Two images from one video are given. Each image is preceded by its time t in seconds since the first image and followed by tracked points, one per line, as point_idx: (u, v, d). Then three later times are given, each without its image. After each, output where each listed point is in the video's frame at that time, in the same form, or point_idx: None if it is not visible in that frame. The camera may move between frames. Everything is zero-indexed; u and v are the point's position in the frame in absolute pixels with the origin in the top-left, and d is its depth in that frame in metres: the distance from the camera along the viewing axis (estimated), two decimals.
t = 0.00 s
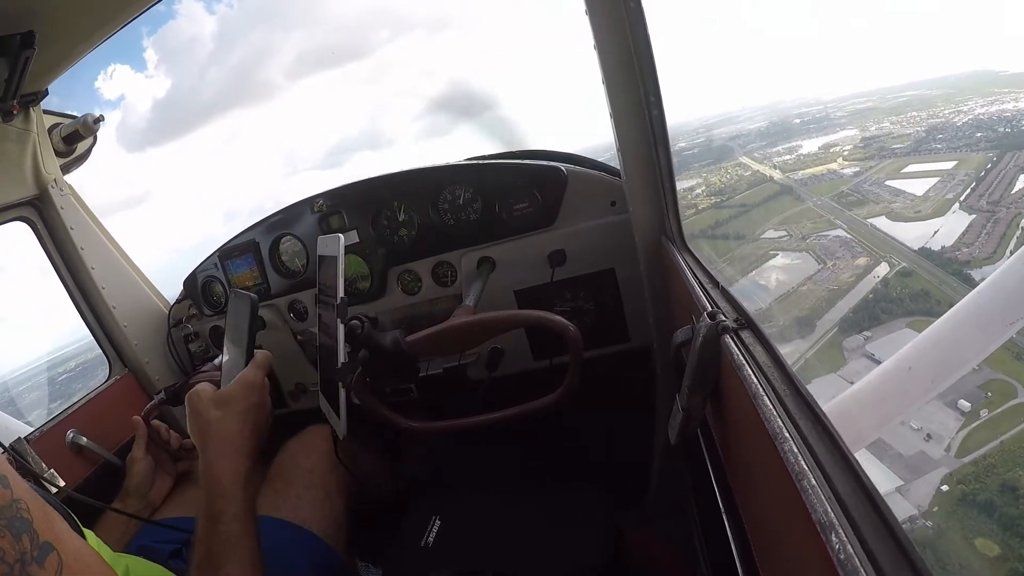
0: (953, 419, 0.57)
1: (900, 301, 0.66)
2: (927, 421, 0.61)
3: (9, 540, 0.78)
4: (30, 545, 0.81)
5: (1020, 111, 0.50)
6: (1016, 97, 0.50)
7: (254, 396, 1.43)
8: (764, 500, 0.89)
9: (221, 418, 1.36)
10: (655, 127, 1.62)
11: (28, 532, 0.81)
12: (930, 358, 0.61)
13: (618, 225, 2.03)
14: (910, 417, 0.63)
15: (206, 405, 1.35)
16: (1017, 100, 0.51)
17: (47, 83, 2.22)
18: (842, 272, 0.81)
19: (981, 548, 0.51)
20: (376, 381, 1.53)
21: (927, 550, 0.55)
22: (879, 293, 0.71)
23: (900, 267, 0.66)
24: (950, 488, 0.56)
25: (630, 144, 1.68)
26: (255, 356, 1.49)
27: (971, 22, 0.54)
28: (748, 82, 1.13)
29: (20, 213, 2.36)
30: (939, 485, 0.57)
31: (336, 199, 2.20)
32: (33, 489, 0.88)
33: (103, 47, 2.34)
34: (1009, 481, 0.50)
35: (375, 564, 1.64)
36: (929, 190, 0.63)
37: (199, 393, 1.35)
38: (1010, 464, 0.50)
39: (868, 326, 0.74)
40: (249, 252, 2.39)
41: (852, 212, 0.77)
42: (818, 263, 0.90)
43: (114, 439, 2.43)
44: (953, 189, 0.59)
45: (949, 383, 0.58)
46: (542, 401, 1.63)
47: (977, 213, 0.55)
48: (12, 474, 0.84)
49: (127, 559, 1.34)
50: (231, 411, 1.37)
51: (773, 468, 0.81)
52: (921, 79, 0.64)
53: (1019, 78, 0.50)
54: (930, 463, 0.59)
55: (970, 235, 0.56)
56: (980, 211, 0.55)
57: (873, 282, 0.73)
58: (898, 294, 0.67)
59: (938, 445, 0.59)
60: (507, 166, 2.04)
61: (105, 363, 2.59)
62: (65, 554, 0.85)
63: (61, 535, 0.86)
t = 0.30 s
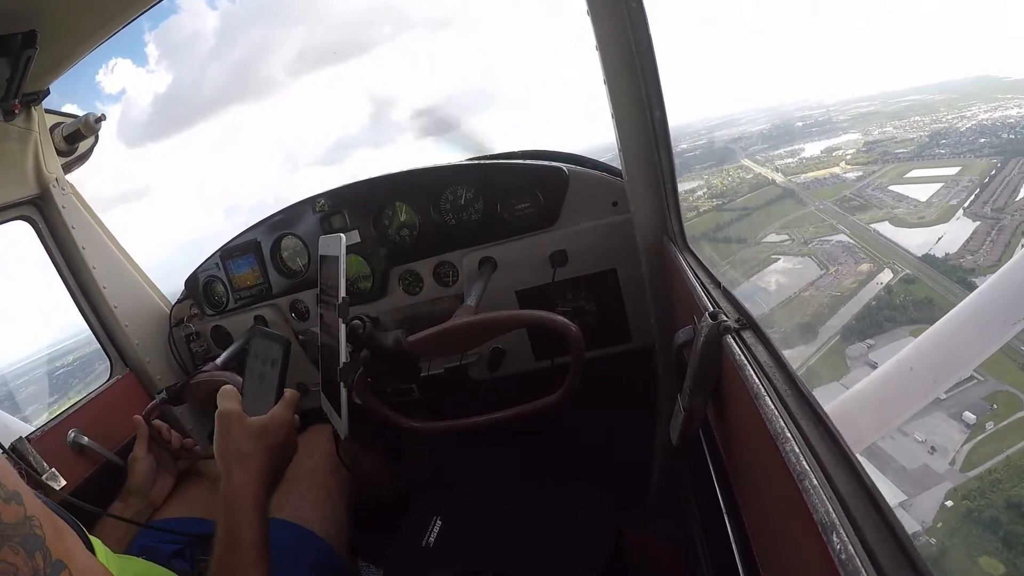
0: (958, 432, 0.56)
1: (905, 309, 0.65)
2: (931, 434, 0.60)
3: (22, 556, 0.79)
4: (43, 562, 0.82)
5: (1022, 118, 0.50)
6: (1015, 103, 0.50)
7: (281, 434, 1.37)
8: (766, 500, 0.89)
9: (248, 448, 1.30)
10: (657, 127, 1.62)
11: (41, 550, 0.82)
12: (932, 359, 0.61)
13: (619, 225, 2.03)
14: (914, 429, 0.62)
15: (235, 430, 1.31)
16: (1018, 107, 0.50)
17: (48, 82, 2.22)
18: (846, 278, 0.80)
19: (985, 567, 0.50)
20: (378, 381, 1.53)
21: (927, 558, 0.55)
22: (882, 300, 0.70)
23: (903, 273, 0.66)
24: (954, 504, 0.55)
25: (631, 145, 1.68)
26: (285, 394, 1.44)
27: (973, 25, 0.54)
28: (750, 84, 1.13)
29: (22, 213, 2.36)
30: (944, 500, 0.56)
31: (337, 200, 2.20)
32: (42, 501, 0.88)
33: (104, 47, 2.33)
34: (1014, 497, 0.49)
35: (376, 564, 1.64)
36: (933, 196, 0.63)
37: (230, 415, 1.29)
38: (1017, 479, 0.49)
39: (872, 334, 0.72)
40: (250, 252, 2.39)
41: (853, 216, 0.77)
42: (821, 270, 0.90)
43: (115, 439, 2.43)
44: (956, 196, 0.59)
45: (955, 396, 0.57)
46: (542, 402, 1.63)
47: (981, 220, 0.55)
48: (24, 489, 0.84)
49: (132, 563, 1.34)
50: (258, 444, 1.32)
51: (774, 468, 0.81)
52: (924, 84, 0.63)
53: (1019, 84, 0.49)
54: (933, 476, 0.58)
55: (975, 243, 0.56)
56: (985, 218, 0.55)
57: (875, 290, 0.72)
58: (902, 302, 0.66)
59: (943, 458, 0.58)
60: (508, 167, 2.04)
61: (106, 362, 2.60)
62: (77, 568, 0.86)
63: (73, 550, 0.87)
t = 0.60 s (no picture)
0: (962, 443, 0.55)
1: (908, 315, 0.65)
2: (936, 445, 0.59)
3: (27, 554, 0.79)
4: (47, 561, 0.82)
5: None
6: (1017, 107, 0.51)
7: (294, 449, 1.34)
8: (769, 501, 0.89)
9: (259, 458, 1.28)
10: (659, 128, 1.62)
11: (44, 550, 0.82)
12: (935, 360, 0.61)
13: (621, 227, 2.03)
14: (918, 440, 0.61)
15: (250, 440, 1.27)
16: (1018, 110, 0.51)
17: (52, 83, 2.23)
18: (848, 283, 0.80)
19: None
20: (381, 382, 1.53)
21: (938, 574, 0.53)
22: (885, 305, 0.70)
23: (905, 279, 0.66)
24: (960, 519, 0.54)
25: (634, 145, 1.68)
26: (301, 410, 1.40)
27: (975, 26, 0.54)
28: (750, 85, 1.14)
29: (26, 214, 2.37)
30: (947, 514, 0.55)
31: (340, 201, 2.21)
32: (46, 502, 0.88)
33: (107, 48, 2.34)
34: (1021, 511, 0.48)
35: (378, 565, 1.64)
36: (935, 200, 0.63)
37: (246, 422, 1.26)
38: (1021, 493, 0.48)
39: (874, 341, 0.72)
40: (252, 253, 2.40)
41: (853, 219, 0.78)
42: (821, 273, 0.90)
43: (119, 440, 2.44)
44: (959, 200, 0.59)
45: (958, 406, 0.57)
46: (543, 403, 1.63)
47: (984, 225, 0.55)
48: (28, 489, 0.85)
49: (135, 565, 1.34)
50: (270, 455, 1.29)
51: (777, 469, 0.82)
52: (923, 87, 0.63)
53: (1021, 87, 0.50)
54: (938, 489, 0.57)
55: (977, 248, 0.55)
56: (987, 223, 0.54)
57: (877, 294, 0.72)
58: (905, 307, 0.66)
59: (947, 470, 0.57)
60: (510, 168, 2.05)
61: (110, 363, 2.60)
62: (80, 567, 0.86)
63: (76, 550, 0.87)
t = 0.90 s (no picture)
0: (966, 450, 0.56)
1: (908, 318, 0.65)
2: (940, 453, 0.60)
3: (31, 558, 0.80)
4: (51, 564, 0.82)
5: None
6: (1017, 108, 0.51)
7: (308, 459, 1.33)
8: (772, 502, 0.89)
9: (271, 465, 1.28)
10: (661, 128, 1.62)
11: (48, 553, 0.82)
12: (938, 362, 0.61)
13: (623, 228, 2.03)
14: (921, 448, 0.62)
15: (263, 447, 1.28)
16: (1019, 111, 0.51)
17: (54, 85, 2.23)
18: (848, 285, 0.80)
19: None
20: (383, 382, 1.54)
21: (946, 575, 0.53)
22: (886, 308, 0.69)
23: (905, 281, 0.65)
24: (963, 530, 0.54)
25: (636, 146, 1.68)
26: (318, 421, 1.38)
27: (973, 27, 0.54)
28: (748, 85, 1.14)
29: (28, 215, 2.37)
30: (950, 524, 0.55)
31: (342, 202, 2.21)
32: (49, 505, 0.89)
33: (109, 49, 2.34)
34: None
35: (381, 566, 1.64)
36: (935, 200, 0.63)
37: (262, 429, 1.27)
38: None
39: (875, 345, 0.72)
40: (254, 254, 2.40)
41: (853, 220, 0.78)
42: (821, 274, 0.90)
43: (121, 441, 2.44)
44: (959, 201, 0.59)
45: (962, 413, 0.58)
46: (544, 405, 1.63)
47: (985, 226, 0.55)
48: (32, 493, 0.85)
49: (137, 566, 1.34)
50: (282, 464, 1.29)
51: (780, 470, 0.82)
52: (922, 87, 0.64)
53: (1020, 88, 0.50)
54: (940, 499, 0.58)
55: (978, 250, 0.56)
56: (988, 223, 0.55)
57: (877, 296, 0.72)
58: (906, 309, 0.65)
59: (950, 479, 0.58)
60: (511, 169, 2.06)
61: (112, 364, 2.61)
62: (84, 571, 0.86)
63: (80, 553, 0.87)
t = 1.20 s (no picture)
0: (969, 458, 0.55)
1: (909, 321, 0.65)
2: (942, 461, 0.59)
3: (33, 558, 0.80)
4: (53, 565, 0.82)
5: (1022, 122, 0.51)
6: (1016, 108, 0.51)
7: (307, 458, 1.34)
8: (773, 502, 0.89)
9: (271, 465, 1.30)
10: (663, 128, 1.62)
11: (49, 553, 0.82)
12: (938, 362, 0.61)
13: (624, 228, 2.03)
14: (924, 455, 0.61)
15: (263, 447, 1.29)
16: (1019, 111, 0.51)
17: (55, 86, 2.23)
18: (847, 286, 0.80)
19: None
20: (384, 382, 1.53)
21: None
22: (886, 310, 0.69)
23: (906, 282, 0.65)
24: (968, 540, 0.53)
25: (636, 145, 1.68)
26: (315, 419, 1.42)
27: (973, 27, 0.54)
28: (745, 85, 1.15)
29: (29, 216, 2.37)
30: (954, 534, 0.54)
31: (343, 202, 2.21)
32: (50, 505, 0.89)
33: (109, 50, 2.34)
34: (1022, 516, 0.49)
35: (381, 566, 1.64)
36: (935, 201, 0.63)
37: (263, 428, 1.29)
38: None
39: (875, 349, 0.72)
40: (256, 254, 2.40)
41: (853, 220, 0.77)
42: (820, 275, 0.90)
43: (122, 442, 2.44)
44: (959, 202, 0.59)
45: (964, 419, 0.57)
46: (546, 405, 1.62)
47: (986, 227, 0.55)
48: (34, 493, 0.85)
49: (138, 566, 1.34)
50: (282, 463, 1.31)
51: (782, 469, 0.82)
52: (920, 87, 0.64)
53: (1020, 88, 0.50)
54: (944, 510, 0.56)
55: (979, 252, 0.56)
56: (989, 224, 0.55)
57: (877, 297, 0.72)
58: (906, 311, 0.65)
59: (953, 487, 0.57)
60: (512, 169, 2.06)
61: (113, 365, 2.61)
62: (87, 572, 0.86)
63: (83, 554, 0.87)
